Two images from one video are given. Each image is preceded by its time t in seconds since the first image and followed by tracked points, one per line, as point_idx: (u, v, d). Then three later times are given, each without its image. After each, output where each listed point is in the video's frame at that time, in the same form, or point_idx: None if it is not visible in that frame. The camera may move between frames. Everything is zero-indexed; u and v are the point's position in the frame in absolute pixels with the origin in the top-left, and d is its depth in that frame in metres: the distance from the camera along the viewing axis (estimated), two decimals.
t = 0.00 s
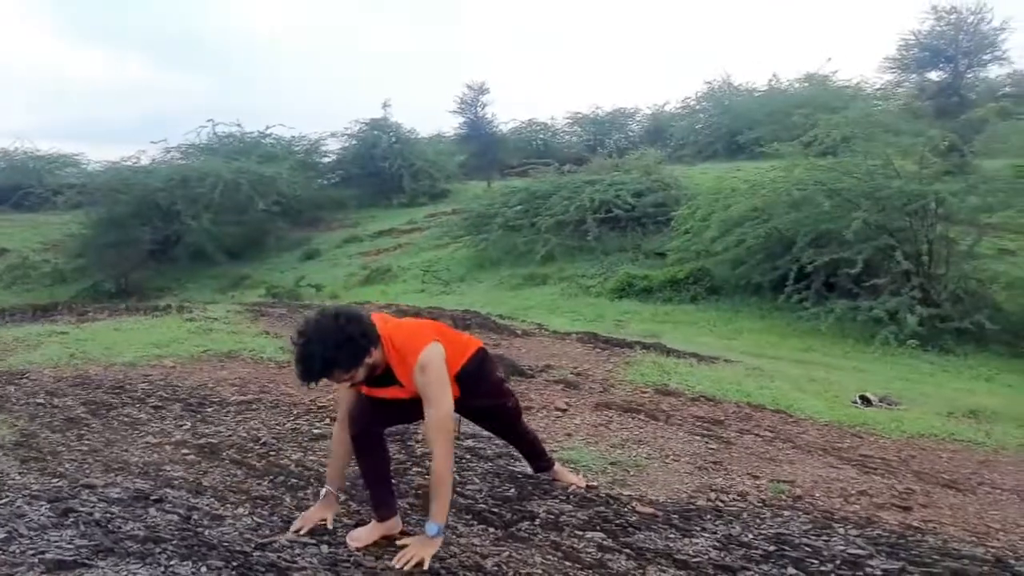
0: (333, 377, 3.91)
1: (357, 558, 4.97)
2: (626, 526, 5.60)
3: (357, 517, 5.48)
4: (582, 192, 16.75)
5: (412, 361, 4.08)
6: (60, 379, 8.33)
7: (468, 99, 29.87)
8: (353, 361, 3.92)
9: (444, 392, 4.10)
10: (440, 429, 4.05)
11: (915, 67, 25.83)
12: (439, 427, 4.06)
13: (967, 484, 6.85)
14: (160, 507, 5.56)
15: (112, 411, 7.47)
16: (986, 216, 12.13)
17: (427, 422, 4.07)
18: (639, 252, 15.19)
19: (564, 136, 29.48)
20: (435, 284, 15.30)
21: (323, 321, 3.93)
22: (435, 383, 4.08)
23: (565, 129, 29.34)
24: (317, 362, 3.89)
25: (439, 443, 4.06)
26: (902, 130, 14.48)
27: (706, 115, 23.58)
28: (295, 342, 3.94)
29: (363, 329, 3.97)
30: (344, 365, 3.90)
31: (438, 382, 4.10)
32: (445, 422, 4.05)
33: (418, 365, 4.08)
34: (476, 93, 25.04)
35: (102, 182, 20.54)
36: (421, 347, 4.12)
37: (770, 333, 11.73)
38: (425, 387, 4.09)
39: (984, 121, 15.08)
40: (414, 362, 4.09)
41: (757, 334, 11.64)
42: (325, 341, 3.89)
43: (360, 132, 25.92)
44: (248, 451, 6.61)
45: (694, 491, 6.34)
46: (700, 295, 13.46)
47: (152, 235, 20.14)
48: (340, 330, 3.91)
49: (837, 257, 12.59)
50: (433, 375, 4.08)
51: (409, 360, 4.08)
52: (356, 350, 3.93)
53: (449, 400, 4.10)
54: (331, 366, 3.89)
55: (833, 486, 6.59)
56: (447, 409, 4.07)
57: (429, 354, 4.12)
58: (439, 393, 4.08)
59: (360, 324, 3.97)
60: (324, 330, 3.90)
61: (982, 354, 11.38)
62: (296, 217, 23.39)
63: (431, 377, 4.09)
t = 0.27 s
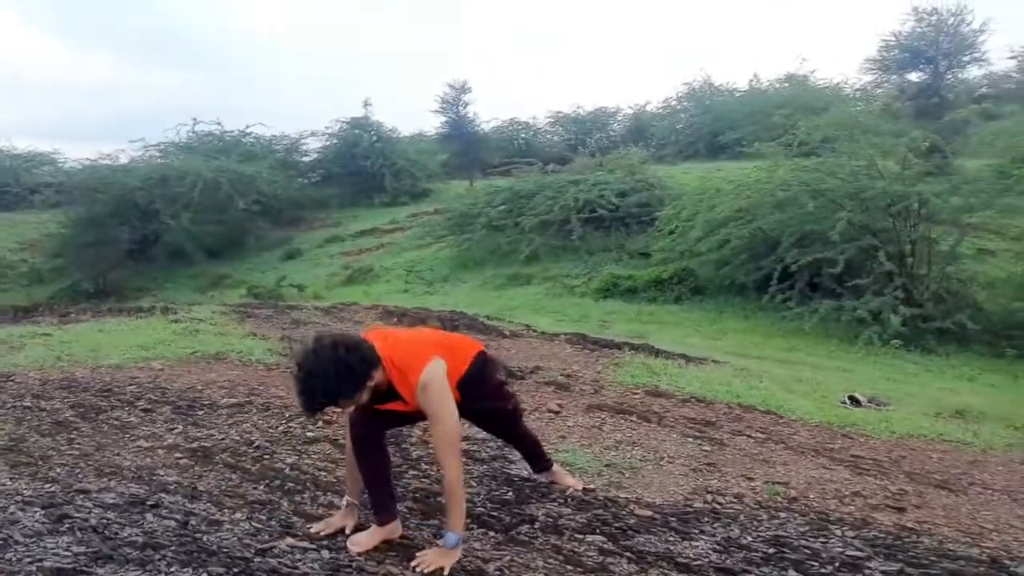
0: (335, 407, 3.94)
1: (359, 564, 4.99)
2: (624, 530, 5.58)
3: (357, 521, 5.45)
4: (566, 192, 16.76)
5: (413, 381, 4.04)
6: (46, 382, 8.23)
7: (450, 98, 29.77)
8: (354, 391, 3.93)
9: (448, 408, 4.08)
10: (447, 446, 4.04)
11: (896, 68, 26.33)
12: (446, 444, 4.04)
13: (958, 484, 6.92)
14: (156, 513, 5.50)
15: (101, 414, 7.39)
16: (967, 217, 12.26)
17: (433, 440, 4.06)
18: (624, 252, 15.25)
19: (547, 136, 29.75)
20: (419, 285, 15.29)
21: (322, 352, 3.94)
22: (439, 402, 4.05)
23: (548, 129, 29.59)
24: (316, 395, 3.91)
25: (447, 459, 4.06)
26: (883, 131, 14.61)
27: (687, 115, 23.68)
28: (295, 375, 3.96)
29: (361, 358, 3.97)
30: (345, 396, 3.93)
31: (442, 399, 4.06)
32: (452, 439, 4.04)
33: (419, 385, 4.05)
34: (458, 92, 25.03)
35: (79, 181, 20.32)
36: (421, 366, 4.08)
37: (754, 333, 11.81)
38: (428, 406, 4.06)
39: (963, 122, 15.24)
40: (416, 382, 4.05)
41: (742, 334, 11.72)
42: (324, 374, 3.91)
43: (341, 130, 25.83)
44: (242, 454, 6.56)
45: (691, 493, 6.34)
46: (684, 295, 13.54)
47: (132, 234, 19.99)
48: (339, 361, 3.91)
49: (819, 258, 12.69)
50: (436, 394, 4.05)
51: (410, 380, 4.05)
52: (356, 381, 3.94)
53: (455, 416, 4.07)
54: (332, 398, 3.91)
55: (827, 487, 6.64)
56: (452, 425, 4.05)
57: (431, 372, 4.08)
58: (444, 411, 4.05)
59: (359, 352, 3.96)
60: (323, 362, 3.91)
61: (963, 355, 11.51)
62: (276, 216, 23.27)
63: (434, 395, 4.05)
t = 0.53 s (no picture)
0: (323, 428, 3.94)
1: (347, 564, 4.94)
2: (612, 527, 5.59)
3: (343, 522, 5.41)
4: (539, 190, 16.76)
5: (401, 391, 3.98)
6: (17, 381, 8.09)
7: (421, 95, 29.62)
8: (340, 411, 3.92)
9: (437, 416, 4.02)
10: (436, 454, 3.99)
11: (864, 69, 26.72)
12: (435, 453, 4.00)
13: (935, 480, 7.00)
14: (137, 514, 5.41)
15: (74, 414, 7.26)
16: (936, 216, 12.43)
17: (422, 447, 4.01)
18: (598, 251, 15.33)
19: (519, 134, 29.82)
20: (392, 284, 15.24)
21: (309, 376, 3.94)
22: (427, 411, 3.99)
23: (520, 128, 29.68)
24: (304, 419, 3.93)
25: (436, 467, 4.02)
26: (853, 131, 14.77)
27: (657, 114, 23.77)
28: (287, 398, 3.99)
29: (346, 376, 3.93)
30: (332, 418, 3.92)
31: (431, 408, 4.00)
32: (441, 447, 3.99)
33: (407, 396, 3.98)
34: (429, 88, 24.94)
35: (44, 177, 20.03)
36: (409, 375, 4.00)
37: (728, 331, 11.89)
38: (416, 415, 4.00)
39: (931, 123, 15.46)
40: (403, 392, 3.98)
41: (716, 331, 11.79)
42: (311, 398, 3.91)
43: (312, 127, 25.69)
44: (222, 455, 6.48)
45: (675, 490, 6.36)
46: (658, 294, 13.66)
47: (99, 231, 19.74)
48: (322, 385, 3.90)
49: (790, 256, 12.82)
50: (424, 404, 3.98)
51: (397, 391, 3.98)
52: (342, 403, 3.92)
53: (443, 423, 4.01)
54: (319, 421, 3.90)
55: (809, 483, 6.70)
56: (441, 433, 3.99)
57: (419, 381, 4.02)
58: (432, 419, 3.99)
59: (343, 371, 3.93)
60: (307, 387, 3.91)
61: (932, 351, 11.67)
62: (246, 213, 23.06)
63: (423, 404, 3.99)
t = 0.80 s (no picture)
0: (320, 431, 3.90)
1: (338, 565, 4.92)
2: (600, 525, 5.62)
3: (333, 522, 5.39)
4: (511, 189, 16.78)
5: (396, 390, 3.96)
6: None
7: (390, 94, 29.44)
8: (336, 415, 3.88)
9: (431, 415, 3.99)
10: (429, 453, 3.97)
11: (833, 70, 28.12)
12: (428, 453, 3.97)
13: (912, 476, 7.08)
14: (122, 516, 5.32)
15: (49, 416, 7.13)
16: (903, 217, 12.62)
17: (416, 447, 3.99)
18: (571, 251, 15.41)
19: (488, 133, 29.80)
20: (364, 284, 15.17)
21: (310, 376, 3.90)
22: (423, 410, 3.97)
23: (489, 127, 29.67)
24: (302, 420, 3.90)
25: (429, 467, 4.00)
26: (822, 133, 14.95)
27: (626, 115, 23.88)
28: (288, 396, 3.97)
29: (343, 380, 3.89)
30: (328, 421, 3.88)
31: (427, 407, 3.99)
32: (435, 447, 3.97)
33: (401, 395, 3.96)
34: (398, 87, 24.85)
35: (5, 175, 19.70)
36: (404, 373, 3.98)
37: (701, 330, 11.98)
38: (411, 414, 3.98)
39: (898, 125, 15.69)
40: (399, 391, 3.97)
41: (689, 331, 11.88)
42: (313, 406, 3.88)
43: (280, 125, 25.52)
44: (204, 455, 6.40)
45: (659, 487, 6.40)
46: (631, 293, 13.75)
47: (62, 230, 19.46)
48: (319, 389, 3.85)
49: (762, 256, 12.98)
50: (419, 404, 3.96)
51: (393, 390, 3.97)
52: (339, 407, 3.87)
53: (438, 422, 3.99)
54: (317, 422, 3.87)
55: (789, 480, 6.76)
56: (435, 433, 3.97)
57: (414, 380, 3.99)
58: (427, 419, 3.97)
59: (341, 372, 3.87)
60: (305, 388, 3.87)
61: (900, 349, 11.84)
62: (212, 212, 22.83)
63: (418, 404, 3.97)
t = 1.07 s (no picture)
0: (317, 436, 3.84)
1: (330, 567, 4.92)
2: (589, 525, 5.64)
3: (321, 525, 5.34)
4: (482, 187, 16.79)
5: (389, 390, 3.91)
6: None
7: (359, 91, 29.23)
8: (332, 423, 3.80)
9: (423, 416, 3.92)
10: (423, 454, 3.89)
11: (799, 72, 29.25)
12: (420, 455, 3.91)
13: (888, 471, 7.16)
14: (105, 520, 5.23)
15: (22, 417, 6.99)
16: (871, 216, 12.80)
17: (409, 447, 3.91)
18: (542, 249, 15.46)
19: (457, 131, 29.73)
20: (334, 282, 15.08)
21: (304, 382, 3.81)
22: (416, 410, 3.89)
23: (458, 125, 29.61)
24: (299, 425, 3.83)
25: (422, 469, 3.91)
26: (790, 132, 15.12)
27: (595, 112, 23.97)
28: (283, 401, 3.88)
29: (340, 388, 3.79)
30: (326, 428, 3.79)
31: (420, 407, 3.91)
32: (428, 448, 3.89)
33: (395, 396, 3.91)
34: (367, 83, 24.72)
35: None
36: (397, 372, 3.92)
37: (674, 328, 12.07)
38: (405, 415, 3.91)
39: (864, 125, 15.93)
40: (392, 390, 3.91)
41: (662, 329, 11.96)
42: (310, 414, 3.79)
43: (246, 121, 25.30)
44: (184, 457, 6.32)
45: (643, 486, 6.43)
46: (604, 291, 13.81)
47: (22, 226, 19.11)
48: (316, 400, 3.75)
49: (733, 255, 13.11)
50: (412, 405, 3.90)
51: (385, 389, 3.91)
52: (335, 414, 3.78)
53: (430, 423, 3.90)
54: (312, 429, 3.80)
55: (770, 477, 6.81)
56: (428, 435, 3.87)
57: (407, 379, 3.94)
58: (420, 420, 3.89)
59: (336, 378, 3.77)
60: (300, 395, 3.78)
61: (868, 347, 12.00)
62: (176, 209, 22.59)
63: (411, 403, 3.90)
